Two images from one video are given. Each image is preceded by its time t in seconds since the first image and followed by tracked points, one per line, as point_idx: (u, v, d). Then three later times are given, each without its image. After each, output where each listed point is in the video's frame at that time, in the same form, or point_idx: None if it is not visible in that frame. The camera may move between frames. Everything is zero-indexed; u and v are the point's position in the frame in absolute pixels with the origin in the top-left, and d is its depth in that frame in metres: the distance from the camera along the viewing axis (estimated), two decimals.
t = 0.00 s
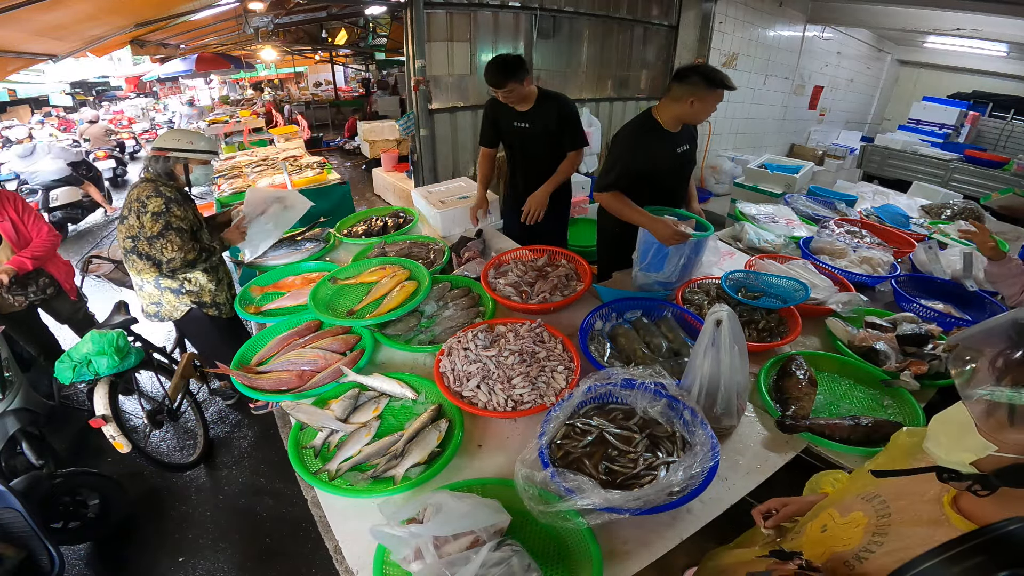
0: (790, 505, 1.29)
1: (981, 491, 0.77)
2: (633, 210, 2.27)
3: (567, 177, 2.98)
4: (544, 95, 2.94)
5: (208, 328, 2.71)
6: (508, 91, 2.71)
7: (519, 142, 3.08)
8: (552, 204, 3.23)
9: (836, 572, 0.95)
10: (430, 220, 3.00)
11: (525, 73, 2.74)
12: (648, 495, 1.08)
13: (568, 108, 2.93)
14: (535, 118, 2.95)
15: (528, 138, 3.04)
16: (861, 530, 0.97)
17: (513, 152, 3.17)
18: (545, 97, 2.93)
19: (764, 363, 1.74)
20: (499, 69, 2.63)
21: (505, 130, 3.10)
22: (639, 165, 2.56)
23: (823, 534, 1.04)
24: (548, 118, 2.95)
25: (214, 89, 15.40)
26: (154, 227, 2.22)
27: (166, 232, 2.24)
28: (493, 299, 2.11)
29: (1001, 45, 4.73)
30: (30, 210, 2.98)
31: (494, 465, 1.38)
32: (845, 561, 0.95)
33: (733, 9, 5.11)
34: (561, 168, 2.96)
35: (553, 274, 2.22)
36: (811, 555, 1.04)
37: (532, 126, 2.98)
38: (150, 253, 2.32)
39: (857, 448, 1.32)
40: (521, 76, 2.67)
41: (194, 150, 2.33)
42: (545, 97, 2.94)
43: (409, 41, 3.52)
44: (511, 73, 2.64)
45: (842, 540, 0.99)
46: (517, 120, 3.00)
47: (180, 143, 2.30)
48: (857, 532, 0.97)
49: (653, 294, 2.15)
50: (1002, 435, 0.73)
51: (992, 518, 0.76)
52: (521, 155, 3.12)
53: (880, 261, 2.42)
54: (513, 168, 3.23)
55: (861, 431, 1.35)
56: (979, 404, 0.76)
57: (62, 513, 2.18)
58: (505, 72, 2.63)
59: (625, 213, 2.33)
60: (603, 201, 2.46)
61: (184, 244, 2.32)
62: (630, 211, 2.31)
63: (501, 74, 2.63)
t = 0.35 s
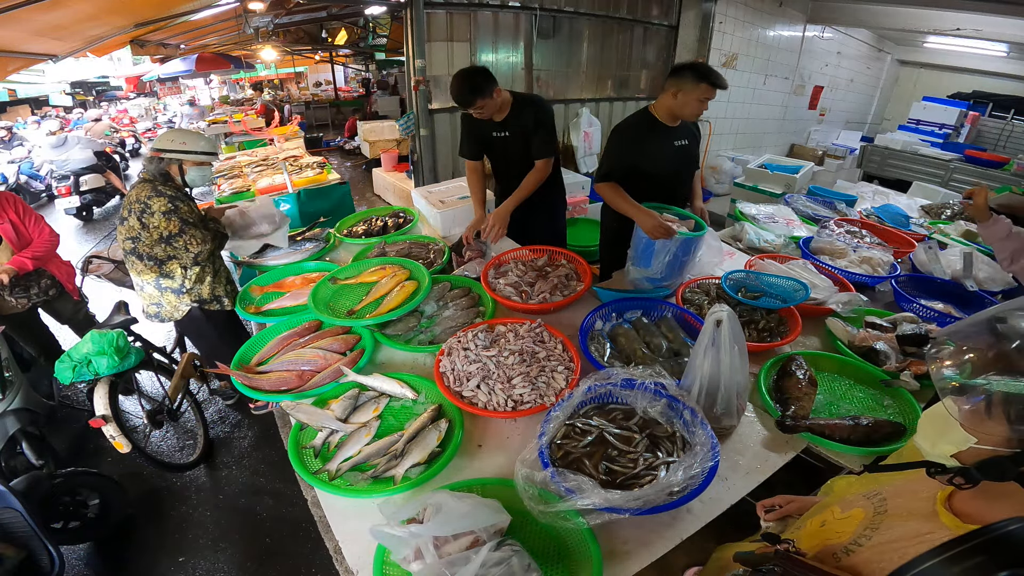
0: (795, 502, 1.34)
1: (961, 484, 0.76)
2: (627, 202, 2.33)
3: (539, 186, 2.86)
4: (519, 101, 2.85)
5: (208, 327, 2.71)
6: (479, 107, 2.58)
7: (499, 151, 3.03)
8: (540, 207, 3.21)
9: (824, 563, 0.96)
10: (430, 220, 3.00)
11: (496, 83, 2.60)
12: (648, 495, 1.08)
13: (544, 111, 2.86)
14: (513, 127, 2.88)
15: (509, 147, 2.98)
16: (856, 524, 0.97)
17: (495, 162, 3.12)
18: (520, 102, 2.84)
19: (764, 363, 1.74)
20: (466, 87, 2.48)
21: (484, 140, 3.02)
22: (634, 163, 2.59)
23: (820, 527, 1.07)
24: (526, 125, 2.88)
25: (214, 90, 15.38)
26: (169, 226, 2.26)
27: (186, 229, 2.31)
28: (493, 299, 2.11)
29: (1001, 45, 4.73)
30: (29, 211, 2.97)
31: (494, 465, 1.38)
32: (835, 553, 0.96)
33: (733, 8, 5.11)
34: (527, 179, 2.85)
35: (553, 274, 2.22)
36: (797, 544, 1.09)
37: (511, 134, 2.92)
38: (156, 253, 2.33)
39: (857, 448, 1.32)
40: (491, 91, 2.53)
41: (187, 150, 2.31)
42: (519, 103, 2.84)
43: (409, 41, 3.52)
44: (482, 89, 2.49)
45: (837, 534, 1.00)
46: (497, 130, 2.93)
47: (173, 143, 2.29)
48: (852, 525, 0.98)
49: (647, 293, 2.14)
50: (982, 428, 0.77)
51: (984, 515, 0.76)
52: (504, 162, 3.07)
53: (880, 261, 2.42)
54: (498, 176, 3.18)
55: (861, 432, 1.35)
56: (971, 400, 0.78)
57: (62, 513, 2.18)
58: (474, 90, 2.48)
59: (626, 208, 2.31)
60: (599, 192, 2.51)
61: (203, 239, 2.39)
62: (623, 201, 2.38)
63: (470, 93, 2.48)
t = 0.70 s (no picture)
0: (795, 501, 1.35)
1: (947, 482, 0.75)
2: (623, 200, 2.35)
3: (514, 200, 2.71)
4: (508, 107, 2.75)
5: (208, 327, 2.71)
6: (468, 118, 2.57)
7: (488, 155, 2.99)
8: (531, 210, 3.18)
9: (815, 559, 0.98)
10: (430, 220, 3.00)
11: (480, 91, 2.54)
12: (648, 495, 1.08)
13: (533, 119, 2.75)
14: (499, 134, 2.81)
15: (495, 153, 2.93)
16: (851, 521, 0.98)
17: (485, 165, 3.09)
18: (508, 108, 2.74)
19: (764, 363, 1.74)
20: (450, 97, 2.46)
21: (475, 142, 2.99)
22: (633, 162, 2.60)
23: (815, 523, 1.07)
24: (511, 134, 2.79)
25: (213, 90, 15.36)
26: (160, 229, 2.25)
27: (173, 234, 2.27)
28: (493, 299, 2.10)
29: (1001, 45, 4.74)
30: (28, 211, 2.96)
31: (494, 465, 1.38)
32: (825, 549, 0.99)
33: (733, 8, 5.11)
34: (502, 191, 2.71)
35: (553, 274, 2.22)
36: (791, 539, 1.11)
37: (497, 140, 2.85)
38: (157, 252, 2.33)
39: (857, 448, 1.32)
40: (476, 101, 2.49)
41: (182, 149, 2.28)
42: (505, 108, 2.75)
43: (408, 41, 3.52)
44: (462, 99, 2.45)
45: (830, 530, 1.01)
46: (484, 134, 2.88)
47: (168, 143, 2.27)
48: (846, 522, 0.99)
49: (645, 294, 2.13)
50: (967, 427, 0.77)
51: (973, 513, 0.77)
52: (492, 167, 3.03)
53: (880, 261, 2.42)
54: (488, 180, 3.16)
55: (861, 432, 1.35)
56: (957, 399, 0.79)
57: (62, 513, 2.18)
58: (459, 98, 2.45)
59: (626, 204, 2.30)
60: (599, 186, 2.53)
61: (191, 245, 2.33)
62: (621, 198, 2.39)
63: (456, 102, 2.46)
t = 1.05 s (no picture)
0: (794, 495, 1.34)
1: (936, 486, 0.76)
2: (623, 197, 2.34)
3: (524, 204, 2.75)
4: (506, 109, 2.75)
5: (207, 328, 2.71)
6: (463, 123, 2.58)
7: (487, 157, 2.99)
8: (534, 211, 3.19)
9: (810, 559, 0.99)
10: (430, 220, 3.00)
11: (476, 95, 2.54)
12: (648, 495, 1.08)
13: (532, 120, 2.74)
14: (498, 136, 2.81)
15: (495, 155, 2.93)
16: (846, 520, 0.98)
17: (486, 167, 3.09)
18: (506, 111, 2.74)
19: (764, 363, 1.74)
20: (445, 104, 2.46)
21: (475, 144, 2.99)
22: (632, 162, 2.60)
23: (812, 521, 1.07)
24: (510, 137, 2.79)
25: (213, 90, 15.37)
26: (155, 234, 2.23)
27: (169, 239, 2.24)
28: (493, 299, 2.10)
29: (1001, 45, 4.74)
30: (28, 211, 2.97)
31: (494, 465, 1.38)
32: (820, 547, 0.99)
33: (733, 9, 5.11)
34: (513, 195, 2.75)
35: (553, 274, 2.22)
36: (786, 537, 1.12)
37: (496, 143, 2.85)
38: (151, 257, 2.31)
39: (857, 448, 1.32)
40: (470, 105, 2.49)
41: (176, 153, 2.25)
42: (502, 111, 2.75)
43: (408, 41, 3.52)
44: (458, 105, 2.45)
45: (825, 529, 1.01)
46: (484, 137, 2.88)
47: (162, 146, 2.25)
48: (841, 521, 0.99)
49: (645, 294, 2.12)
50: (957, 427, 0.77)
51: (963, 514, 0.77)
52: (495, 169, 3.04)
53: (880, 261, 2.42)
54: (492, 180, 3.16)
55: (861, 431, 1.35)
56: (951, 397, 0.78)
57: (62, 513, 2.18)
58: (452, 103, 2.45)
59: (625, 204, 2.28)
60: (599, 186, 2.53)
61: (188, 250, 2.30)
62: (620, 195, 2.38)
63: (449, 107, 2.46)
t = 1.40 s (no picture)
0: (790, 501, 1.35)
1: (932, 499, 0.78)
2: (623, 197, 2.34)
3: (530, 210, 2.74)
4: (523, 113, 2.73)
5: (207, 328, 2.71)
6: (483, 126, 2.58)
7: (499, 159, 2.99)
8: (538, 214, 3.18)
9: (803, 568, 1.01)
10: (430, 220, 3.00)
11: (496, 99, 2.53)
12: (648, 495, 1.08)
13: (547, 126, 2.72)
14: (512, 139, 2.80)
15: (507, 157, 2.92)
16: (841, 530, 1.00)
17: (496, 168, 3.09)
18: (523, 115, 2.72)
19: (764, 363, 1.74)
20: (464, 106, 2.46)
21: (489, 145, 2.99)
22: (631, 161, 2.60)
23: (807, 530, 1.09)
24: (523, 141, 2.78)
25: (213, 90, 15.37)
26: (158, 236, 2.25)
27: (174, 240, 2.27)
28: (493, 299, 2.10)
29: (1001, 45, 4.74)
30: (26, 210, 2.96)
31: (494, 464, 1.38)
32: (813, 556, 1.01)
33: (733, 8, 5.11)
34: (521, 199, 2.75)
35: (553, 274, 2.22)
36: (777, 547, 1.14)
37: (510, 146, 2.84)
38: (153, 259, 2.33)
39: (857, 448, 1.32)
40: (490, 110, 2.48)
41: (171, 155, 2.25)
42: (519, 115, 2.72)
43: (409, 41, 3.52)
44: (477, 108, 2.45)
45: (819, 538, 1.03)
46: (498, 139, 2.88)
47: (157, 148, 2.25)
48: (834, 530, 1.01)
49: (645, 294, 2.12)
50: (956, 428, 0.77)
51: (954, 524, 0.77)
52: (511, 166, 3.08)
53: (879, 261, 2.42)
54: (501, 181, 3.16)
55: (861, 431, 1.35)
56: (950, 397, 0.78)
57: (62, 513, 2.18)
58: (473, 108, 2.46)
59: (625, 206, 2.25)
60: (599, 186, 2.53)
61: (194, 249, 2.34)
62: (621, 195, 2.39)
63: (470, 111, 2.46)
